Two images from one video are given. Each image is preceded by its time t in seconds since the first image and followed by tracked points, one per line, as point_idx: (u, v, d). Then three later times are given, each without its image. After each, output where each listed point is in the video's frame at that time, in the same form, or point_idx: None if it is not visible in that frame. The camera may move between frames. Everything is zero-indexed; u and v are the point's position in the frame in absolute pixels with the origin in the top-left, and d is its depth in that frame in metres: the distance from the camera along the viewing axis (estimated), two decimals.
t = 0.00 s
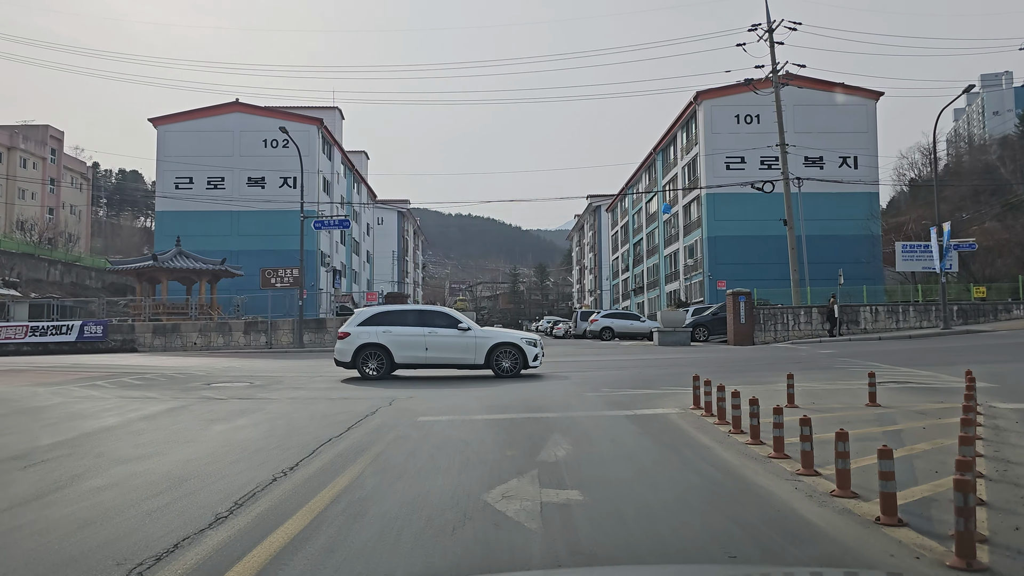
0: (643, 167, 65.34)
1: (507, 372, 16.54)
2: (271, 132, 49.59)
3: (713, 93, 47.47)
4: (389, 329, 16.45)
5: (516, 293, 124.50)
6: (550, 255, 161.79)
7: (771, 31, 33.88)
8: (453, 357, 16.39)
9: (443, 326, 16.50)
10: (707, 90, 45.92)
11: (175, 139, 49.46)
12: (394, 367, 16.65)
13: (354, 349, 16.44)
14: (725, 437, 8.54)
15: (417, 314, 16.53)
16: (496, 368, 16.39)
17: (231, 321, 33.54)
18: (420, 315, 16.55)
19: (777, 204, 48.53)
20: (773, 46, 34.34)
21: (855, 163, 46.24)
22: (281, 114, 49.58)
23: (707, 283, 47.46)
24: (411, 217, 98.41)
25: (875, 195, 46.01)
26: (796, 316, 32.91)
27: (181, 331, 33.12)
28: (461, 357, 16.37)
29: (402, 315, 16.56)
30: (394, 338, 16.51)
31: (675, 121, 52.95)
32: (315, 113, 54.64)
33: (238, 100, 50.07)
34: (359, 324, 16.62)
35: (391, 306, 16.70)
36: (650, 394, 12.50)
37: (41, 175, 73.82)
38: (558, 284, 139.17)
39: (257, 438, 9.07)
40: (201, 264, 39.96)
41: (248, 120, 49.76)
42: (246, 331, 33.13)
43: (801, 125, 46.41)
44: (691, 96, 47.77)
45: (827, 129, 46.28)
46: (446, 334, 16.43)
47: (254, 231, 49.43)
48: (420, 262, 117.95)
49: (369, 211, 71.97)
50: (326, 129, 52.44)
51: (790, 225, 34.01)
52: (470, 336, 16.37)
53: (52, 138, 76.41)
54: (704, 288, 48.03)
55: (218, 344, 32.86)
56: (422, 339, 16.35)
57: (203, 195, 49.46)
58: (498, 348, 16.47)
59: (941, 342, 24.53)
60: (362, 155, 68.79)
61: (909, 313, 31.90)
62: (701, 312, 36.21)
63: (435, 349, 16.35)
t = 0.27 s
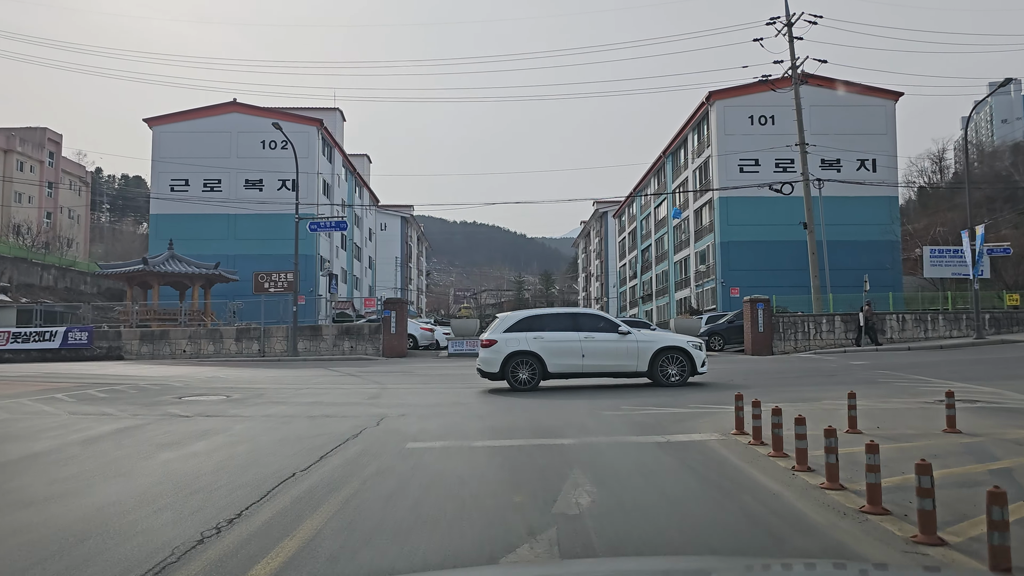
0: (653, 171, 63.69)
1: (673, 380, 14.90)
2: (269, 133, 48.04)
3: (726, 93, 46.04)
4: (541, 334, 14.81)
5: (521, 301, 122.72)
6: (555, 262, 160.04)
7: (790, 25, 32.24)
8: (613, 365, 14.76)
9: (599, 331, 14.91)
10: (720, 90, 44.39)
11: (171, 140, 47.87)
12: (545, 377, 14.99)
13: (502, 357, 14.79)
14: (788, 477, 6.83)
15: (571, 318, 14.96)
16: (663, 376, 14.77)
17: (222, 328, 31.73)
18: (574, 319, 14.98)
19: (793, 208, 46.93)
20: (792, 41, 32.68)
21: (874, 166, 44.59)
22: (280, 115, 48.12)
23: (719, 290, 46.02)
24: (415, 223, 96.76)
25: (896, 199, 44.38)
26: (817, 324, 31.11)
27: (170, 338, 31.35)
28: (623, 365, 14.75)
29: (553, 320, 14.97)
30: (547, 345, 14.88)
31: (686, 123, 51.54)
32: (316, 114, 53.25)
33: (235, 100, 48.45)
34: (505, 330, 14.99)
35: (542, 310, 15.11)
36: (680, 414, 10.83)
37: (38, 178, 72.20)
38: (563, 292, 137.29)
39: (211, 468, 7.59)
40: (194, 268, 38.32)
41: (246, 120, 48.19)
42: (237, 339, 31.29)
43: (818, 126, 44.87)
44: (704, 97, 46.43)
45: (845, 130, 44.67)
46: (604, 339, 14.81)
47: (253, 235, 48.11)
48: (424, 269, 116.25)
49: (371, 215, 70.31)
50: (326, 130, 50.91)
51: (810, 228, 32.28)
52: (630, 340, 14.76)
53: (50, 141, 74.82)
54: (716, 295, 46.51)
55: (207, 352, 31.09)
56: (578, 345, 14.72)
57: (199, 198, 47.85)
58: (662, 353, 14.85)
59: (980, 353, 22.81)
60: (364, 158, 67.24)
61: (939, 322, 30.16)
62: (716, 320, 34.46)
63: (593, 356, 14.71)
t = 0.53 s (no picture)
0: (661, 173, 62.17)
1: (876, 387, 13.23)
2: (266, 131, 46.52)
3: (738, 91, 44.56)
4: (726, 335, 13.29)
5: (525, 306, 121.13)
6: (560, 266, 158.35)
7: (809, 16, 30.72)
8: (808, 369, 13.23)
9: (791, 330, 13.39)
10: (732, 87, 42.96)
11: (165, 138, 46.40)
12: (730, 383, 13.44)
13: (685, 361, 13.18)
14: (889, 536, 5.22)
15: (758, 316, 13.49)
16: (867, 381, 13.13)
17: (211, 331, 30.19)
18: (762, 318, 13.51)
19: (807, 209, 45.43)
20: (811, 33, 31.14)
21: (892, 166, 43.02)
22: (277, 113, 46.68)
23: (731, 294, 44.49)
24: (417, 226, 95.24)
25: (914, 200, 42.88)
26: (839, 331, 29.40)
27: (157, 342, 29.75)
28: (820, 368, 13.19)
29: (737, 318, 13.46)
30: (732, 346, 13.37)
31: (696, 123, 50.04)
32: (316, 113, 51.86)
33: (232, 97, 46.95)
34: (684, 331, 13.45)
35: (721, 309, 13.59)
36: (714, 435, 9.28)
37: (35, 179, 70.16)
38: (568, 297, 135.70)
39: (148, 510, 6.08)
40: (186, 269, 36.76)
41: (242, 118, 46.71)
42: (228, 344, 29.75)
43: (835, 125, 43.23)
44: (715, 94, 44.89)
45: (862, 129, 43.08)
46: (798, 339, 13.29)
47: (249, 237, 46.65)
48: (426, 273, 114.70)
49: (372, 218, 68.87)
50: (325, 129, 49.54)
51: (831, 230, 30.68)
52: (830, 340, 13.20)
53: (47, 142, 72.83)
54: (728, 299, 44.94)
55: (196, 357, 29.56)
56: (770, 347, 13.21)
57: (194, 198, 46.37)
58: (866, 355, 13.24)
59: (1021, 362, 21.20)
60: (365, 159, 65.82)
61: (968, 329, 28.54)
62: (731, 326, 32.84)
63: (787, 359, 13.18)
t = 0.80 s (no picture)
0: (669, 171, 60.74)
1: None
2: (263, 127, 45.11)
3: (752, 86, 43.08)
4: (961, 333, 11.98)
5: (528, 309, 119.87)
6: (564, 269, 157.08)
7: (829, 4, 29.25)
8: None
9: None
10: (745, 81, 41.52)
11: (159, 134, 45.06)
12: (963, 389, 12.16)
13: (915, 363, 11.95)
14: None
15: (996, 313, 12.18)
16: None
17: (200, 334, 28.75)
18: (1000, 315, 12.19)
19: (822, 208, 43.84)
20: (830, 22, 29.67)
21: (911, 164, 41.49)
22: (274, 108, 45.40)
23: (743, 296, 42.98)
24: (420, 228, 93.92)
25: (933, 200, 41.40)
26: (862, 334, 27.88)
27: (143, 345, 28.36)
28: None
29: (970, 315, 12.17)
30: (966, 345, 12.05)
31: (706, 120, 48.55)
32: (315, 109, 50.47)
33: (228, 92, 45.51)
34: (910, 330, 12.12)
35: (947, 305, 12.28)
36: (758, 458, 7.78)
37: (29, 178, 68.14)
38: (572, 300, 134.50)
39: (40, 566, 4.67)
40: (177, 268, 35.16)
41: (238, 114, 45.29)
42: (217, 347, 28.31)
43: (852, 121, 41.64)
44: (727, 89, 43.41)
45: (881, 126, 41.52)
46: None
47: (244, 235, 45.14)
48: (429, 275, 113.45)
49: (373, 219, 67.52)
50: (324, 126, 48.24)
51: (853, 229, 29.22)
52: None
53: (42, 140, 70.97)
54: (739, 302, 43.44)
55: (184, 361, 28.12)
56: (1012, 347, 11.91)
57: (188, 196, 45.00)
58: None
59: None
60: (366, 157, 64.40)
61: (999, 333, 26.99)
62: (746, 329, 31.30)
63: None
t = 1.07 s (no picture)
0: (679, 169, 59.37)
1: None
2: (262, 122, 43.90)
3: (765, 79, 41.80)
4: None
5: (534, 310, 118.69)
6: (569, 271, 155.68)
7: None
8: None
9: None
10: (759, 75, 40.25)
11: (155, 129, 43.84)
12: None
13: None
14: None
15: None
16: None
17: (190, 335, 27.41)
18: None
19: (838, 207, 42.32)
20: (853, 9, 28.30)
21: (931, 162, 40.02)
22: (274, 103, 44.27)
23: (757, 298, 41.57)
24: (424, 227, 92.66)
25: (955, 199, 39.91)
26: (887, 337, 26.49)
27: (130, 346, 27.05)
28: None
29: None
30: None
31: (718, 116, 47.25)
32: (316, 104, 49.22)
33: (227, 86, 44.23)
34: None
35: None
36: (817, 490, 6.45)
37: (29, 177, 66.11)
38: (578, 301, 133.08)
39: None
40: (170, 267, 33.70)
41: (237, 109, 44.01)
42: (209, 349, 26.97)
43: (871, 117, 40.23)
44: (741, 83, 42.18)
45: (900, 121, 40.05)
46: None
47: (240, 233, 43.82)
48: (434, 276, 112.16)
49: (375, 218, 66.28)
50: (325, 122, 47.06)
51: (877, 226, 27.83)
52: None
53: (41, 138, 68.86)
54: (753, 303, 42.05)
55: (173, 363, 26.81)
56: None
57: (184, 193, 43.76)
58: None
59: None
60: (369, 155, 63.16)
61: None
62: (762, 331, 29.91)
63: None
